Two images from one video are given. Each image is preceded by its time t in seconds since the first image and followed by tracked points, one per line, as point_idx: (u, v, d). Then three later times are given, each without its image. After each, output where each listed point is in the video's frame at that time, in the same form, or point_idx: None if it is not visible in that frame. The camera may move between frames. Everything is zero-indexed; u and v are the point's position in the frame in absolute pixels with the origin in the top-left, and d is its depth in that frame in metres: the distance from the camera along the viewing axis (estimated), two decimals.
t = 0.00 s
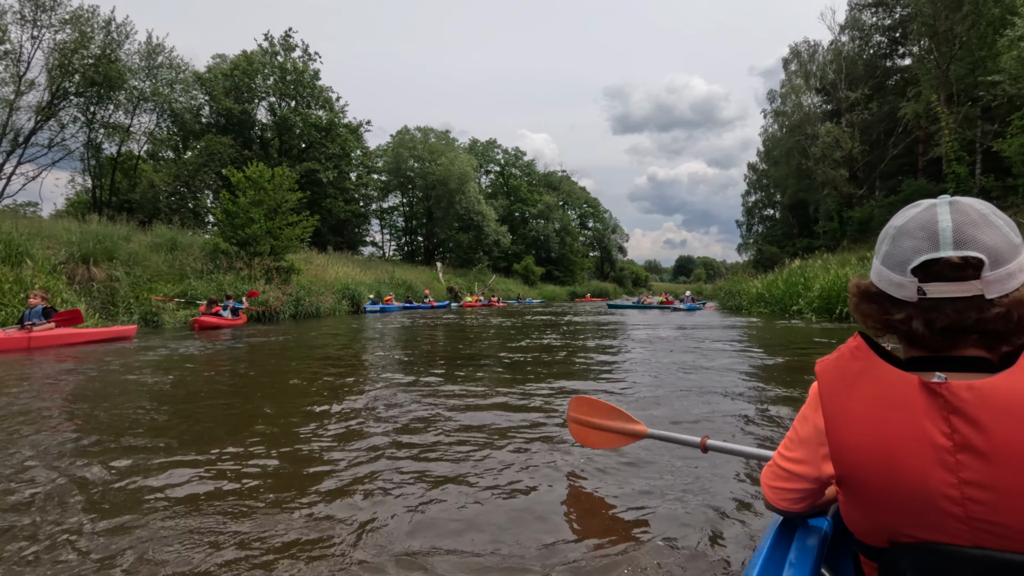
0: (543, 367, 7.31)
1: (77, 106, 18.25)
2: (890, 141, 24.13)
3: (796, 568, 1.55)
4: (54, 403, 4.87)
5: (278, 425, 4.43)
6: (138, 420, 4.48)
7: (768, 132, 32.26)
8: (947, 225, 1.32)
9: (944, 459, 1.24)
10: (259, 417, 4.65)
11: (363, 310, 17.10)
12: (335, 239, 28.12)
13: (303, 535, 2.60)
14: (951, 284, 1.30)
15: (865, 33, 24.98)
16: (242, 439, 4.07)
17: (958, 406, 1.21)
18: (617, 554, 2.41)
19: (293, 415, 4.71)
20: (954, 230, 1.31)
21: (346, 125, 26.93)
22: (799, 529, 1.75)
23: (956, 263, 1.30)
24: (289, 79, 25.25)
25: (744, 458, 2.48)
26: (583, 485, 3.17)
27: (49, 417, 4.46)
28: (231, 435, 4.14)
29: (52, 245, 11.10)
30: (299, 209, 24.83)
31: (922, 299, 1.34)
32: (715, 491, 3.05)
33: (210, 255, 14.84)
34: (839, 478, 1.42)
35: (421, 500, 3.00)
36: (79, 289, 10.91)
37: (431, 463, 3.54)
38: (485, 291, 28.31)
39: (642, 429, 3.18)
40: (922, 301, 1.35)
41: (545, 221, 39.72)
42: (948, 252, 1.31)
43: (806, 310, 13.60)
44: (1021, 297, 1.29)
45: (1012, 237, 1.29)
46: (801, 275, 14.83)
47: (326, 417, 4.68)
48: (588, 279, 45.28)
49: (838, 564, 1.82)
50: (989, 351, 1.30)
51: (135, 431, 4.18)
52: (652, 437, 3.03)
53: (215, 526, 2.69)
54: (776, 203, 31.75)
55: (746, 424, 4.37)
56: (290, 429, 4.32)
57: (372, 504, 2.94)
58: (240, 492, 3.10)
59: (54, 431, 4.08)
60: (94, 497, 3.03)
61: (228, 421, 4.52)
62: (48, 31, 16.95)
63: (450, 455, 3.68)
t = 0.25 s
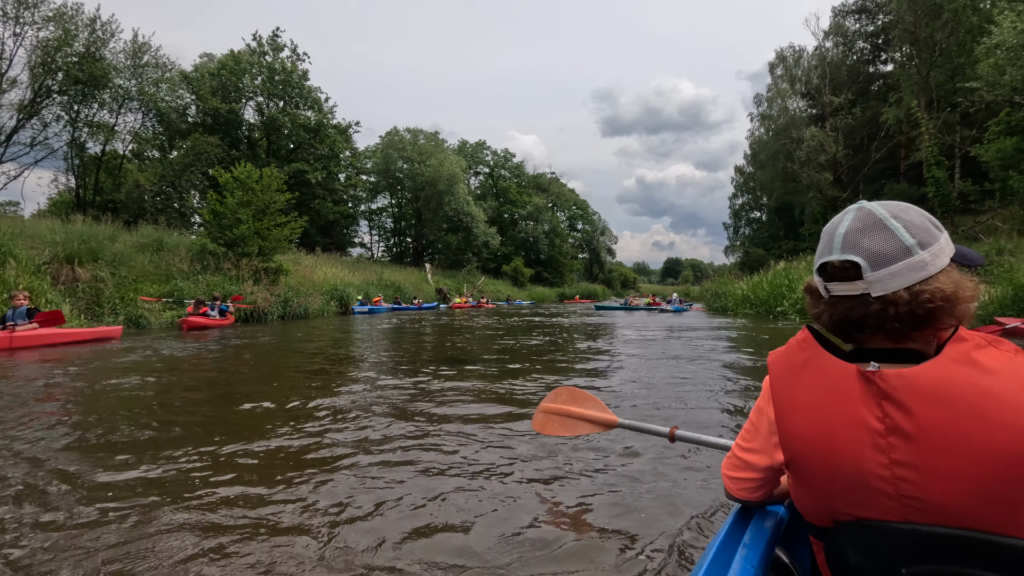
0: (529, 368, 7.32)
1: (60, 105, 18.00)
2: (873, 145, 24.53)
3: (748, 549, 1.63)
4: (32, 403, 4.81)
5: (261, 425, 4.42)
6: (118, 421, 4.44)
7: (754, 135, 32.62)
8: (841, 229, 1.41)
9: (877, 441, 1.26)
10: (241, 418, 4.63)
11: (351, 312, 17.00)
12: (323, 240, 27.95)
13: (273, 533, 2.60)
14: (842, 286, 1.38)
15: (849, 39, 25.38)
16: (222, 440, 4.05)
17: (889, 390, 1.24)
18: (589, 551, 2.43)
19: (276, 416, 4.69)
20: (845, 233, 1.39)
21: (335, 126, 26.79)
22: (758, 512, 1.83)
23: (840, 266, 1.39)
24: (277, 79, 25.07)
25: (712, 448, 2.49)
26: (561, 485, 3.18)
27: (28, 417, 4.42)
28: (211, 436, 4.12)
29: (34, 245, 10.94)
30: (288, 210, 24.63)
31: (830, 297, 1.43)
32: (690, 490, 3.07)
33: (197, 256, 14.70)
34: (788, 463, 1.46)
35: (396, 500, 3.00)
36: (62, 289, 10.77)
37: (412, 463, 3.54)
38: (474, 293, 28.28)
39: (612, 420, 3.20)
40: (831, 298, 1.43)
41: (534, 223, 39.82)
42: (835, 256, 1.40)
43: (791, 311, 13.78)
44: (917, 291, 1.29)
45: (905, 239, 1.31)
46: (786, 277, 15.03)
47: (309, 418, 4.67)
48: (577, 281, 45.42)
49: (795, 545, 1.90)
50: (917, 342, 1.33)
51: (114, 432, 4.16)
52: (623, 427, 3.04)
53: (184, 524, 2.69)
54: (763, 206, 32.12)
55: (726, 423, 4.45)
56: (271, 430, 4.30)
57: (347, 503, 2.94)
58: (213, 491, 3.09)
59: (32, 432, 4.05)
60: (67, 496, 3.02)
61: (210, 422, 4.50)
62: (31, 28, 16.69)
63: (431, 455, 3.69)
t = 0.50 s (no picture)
0: (520, 368, 7.35)
1: (46, 103, 17.81)
2: (860, 146, 24.85)
3: (722, 532, 1.71)
4: (19, 404, 4.78)
5: (251, 426, 4.42)
6: (106, 422, 4.42)
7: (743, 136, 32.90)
8: (814, 228, 1.41)
9: (836, 425, 1.30)
10: (231, 419, 4.62)
11: (343, 312, 16.94)
12: (314, 240, 27.81)
13: (261, 538, 2.61)
14: (816, 281, 1.38)
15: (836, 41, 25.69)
16: (213, 441, 4.05)
17: (848, 378, 1.27)
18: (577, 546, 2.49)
19: (266, 417, 4.70)
20: (818, 232, 1.39)
21: (326, 126, 26.66)
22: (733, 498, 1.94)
23: (814, 263, 1.38)
24: (267, 78, 24.90)
25: (694, 441, 2.55)
26: (549, 484, 3.22)
27: (17, 418, 4.40)
28: (202, 438, 4.12)
29: (21, 245, 10.82)
30: (278, 209, 24.49)
31: (801, 293, 1.43)
32: (676, 487, 3.11)
33: (187, 256, 14.60)
34: (756, 449, 1.49)
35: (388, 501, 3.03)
36: (52, 289, 10.67)
37: (403, 464, 3.57)
38: (466, 293, 28.28)
39: (599, 416, 3.24)
40: (803, 293, 1.44)
41: (525, 222, 39.88)
42: (808, 253, 1.40)
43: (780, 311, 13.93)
44: (878, 291, 1.32)
45: (873, 237, 1.33)
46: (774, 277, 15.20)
47: (300, 418, 4.68)
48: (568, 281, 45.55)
49: (769, 530, 2.01)
50: (881, 337, 1.36)
51: (102, 433, 4.15)
52: (608, 423, 3.09)
53: (172, 527, 2.72)
54: (751, 206, 32.42)
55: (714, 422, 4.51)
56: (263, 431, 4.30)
57: (337, 506, 2.95)
58: (204, 494, 3.12)
59: (21, 433, 4.04)
60: (57, 500, 3.02)
61: (200, 423, 4.49)
62: (16, 26, 16.47)
63: (422, 456, 3.72)
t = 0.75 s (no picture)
0: (513, 369, 7.38)
1: (34, 101, 17.65)
2: (850, 148, 25.09)
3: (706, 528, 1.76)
4: (7, 404, 4.74)
5: (242, 427, 4.41)
6: (97, 422, 4.41)
7: (735, 138, 33.13)
8: (789, 229, 1.42)
9: (814, 420, 1.31)
10: (223, 420, 4.61)
11: (335, 312, 16.86)
12: (306, 240, 27.69)
13: (255, 537, 2.63)
14: (792, 279, 1.39)
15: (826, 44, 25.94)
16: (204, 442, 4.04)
17: (825, 374, 1.29)
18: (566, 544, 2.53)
19: (258, 417, 4.70)
20: (794, 232, 1.40)
21: (318, 126, 26.56)
22: (717, 496, 1.99)
23: (790, 263, 1.40)
24: (260, 77, 24.77)
25: (681, 439, 2.58)
26: (540, 484, 3.24)
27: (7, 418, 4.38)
28: (193, 438, 4.11)
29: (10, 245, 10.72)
30: (270, 209, 24.36)
31: (778, 291, 1.45)
32: (665, 488, 3.12)
33: (179, 256, 14.51)
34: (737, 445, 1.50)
35: (380, 501, 3.04)
36: (43, 289, 10.58)
37: (395, 464, 3.59)
38: (459, 293, 28.25)
39: (589, 415, 3.27)
40: (779, 293, 1.45)
41: (518, 223, 39.91)
42: (785, 253, 1.41)
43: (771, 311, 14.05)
44: (851, 290, 1.34)
45: (845, 237, 1.36)
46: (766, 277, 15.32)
47: (292, 419, 4.68)
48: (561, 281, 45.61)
49: (753, 525, 2.06)
50: (855, 334, 1.38)
51: (92, 433, 4.12)
52: (599, 422, 3.12)
53: (167, 527, 2.72)
54: (743, 207, 32.64)
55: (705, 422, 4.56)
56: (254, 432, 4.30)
57: (330, 506, 2.97)
58: (196, 494, 3.11)
59: (11, 433, 4.02)
60: (47, 500, 3.00)
61: (191, 423, 4.48)
62: (4, 23, 16.31)
63: (414, 457, 3.73)
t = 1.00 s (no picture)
0: (509, 369, 7.40)
1: (27, 100, 17.55)
2: (843, 150, 25.26)
3: (700, 527, 1.77)
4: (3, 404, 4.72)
5: (237, 426, 4.41)
6: (92, 421, 4.40)
7: (729, 139, 33.27)
8: (782, 231, 1.45)
9: (806, 421, 1.33)
10: (218, 419, 4.61)
11: (331, 312, 16.83)
12: (301, 239, 27.60)
13: (251, 536, 2.63)
14: (786, 281, 1.42)
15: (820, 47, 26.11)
16: (200, 441, 4.04)
17: (817, 376, 1.31)
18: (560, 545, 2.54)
19: (254, 417, 4.70)
20: (787, 235, 1.43)
21: (314, 125, 26.47)
22: (710, 495, 2.01)
23: (783, 265, 1.42)
24: (255, 76, 24.65)
25: (674, 439, 2.59)
26: (535, 485, 3.26)
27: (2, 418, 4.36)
28: (188, 438, 4.11)
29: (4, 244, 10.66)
30: (265, 209, 24.28)
31: (772, 294, 1.48)
32: (659, 490, 3.14)
33: (174, 256, 14.44)
34: (731, 446, 1.52)
35: (374, 501, 3.05)
36: (37, 289, 10.52)
37: (390, 465, 3.59)
38: (454, 293, 28.25)
39: (581, 415, 3.29)
40: (773, 295, 1.48)
41: (513, 223, 39.94)
42: (778, 256, 1.44)
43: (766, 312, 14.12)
44: (843, 292, 1.37)
45: (837, 241, 1.39)
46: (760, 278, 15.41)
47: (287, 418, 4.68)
48: (557, 281, 45.67)
49: (746, 525, 2.08)
50: (846, 336, 1.41)
51: (87, 432, 4.12)
52: (592, 422, 3.14)
53: (163, 526, 2.73)
54: (737, 208, 32.79)
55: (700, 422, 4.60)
56: (250, 431, 4.29)
57: (325, 505, 2.97)
58: (192, 493, 3.12)
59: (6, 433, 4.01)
60: (41, 500, 2.99)
61: (186, 423, 4.48)
62: None
63: (411, 458, 3.74)
